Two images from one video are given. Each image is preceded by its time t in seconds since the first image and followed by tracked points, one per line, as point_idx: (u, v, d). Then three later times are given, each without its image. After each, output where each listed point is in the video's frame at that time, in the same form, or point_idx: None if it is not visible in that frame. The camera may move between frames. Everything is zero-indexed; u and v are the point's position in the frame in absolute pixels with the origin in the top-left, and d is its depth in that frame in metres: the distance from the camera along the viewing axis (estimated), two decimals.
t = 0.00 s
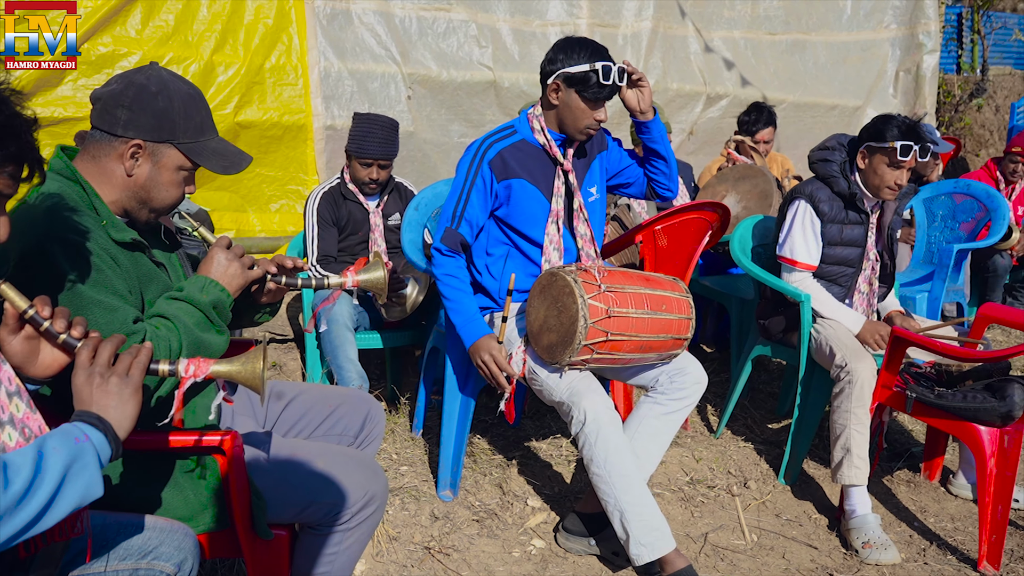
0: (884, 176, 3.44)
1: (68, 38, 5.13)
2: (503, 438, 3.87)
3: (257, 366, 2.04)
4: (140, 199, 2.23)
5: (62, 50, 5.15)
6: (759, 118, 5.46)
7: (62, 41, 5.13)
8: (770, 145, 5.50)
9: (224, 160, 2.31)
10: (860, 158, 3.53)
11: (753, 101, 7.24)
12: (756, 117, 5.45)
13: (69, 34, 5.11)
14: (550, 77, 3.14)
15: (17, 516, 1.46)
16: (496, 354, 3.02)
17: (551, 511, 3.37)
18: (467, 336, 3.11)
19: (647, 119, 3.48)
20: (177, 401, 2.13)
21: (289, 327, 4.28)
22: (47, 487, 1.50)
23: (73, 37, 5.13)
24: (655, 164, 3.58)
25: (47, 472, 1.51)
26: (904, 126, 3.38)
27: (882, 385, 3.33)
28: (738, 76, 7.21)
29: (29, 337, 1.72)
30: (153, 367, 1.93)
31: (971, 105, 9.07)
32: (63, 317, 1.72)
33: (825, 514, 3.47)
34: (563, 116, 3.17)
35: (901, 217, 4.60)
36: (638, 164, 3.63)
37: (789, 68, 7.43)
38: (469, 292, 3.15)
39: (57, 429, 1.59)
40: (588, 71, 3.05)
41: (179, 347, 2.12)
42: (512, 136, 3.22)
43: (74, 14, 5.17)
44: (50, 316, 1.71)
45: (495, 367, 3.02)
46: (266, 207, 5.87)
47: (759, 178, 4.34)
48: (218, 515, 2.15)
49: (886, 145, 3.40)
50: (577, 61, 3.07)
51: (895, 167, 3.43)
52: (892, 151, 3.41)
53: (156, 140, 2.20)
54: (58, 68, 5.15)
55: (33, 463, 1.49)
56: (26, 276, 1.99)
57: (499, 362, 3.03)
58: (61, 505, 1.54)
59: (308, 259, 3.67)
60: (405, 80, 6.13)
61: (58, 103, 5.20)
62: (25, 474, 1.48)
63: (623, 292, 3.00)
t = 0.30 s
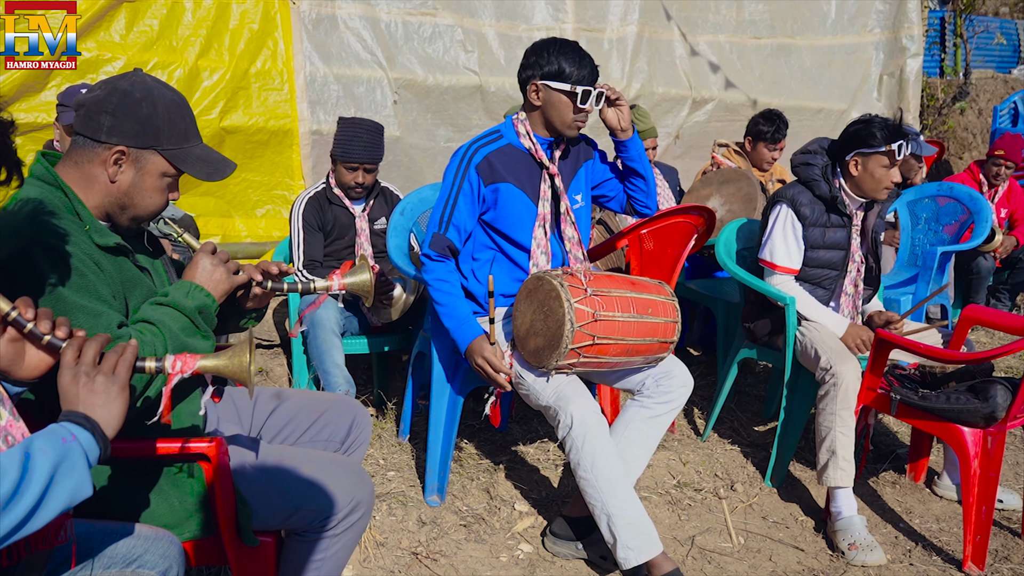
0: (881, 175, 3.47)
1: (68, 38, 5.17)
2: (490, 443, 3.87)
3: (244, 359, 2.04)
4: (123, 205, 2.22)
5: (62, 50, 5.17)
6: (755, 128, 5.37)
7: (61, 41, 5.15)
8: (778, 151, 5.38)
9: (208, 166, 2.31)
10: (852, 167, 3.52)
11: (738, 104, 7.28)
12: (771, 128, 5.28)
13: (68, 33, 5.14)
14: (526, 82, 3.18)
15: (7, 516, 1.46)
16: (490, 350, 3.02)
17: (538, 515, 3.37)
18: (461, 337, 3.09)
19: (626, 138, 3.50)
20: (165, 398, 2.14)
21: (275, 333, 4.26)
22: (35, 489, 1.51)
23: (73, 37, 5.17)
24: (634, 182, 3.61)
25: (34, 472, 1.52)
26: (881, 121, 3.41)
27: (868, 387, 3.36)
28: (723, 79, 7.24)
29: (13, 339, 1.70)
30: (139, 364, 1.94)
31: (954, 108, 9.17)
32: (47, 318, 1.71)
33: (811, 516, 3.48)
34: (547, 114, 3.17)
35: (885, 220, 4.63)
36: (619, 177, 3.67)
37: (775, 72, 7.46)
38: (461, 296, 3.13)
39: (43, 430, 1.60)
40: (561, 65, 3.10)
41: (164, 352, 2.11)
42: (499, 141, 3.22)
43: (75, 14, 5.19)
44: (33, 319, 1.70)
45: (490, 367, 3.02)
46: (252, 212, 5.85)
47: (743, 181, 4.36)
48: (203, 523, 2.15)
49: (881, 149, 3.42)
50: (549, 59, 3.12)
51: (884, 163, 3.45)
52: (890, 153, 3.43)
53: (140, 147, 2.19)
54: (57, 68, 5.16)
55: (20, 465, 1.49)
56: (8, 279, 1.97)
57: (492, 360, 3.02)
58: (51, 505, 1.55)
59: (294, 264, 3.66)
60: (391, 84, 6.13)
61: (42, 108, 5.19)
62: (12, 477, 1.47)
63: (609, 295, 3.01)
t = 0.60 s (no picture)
0: (873, 180, 3.50)
1: (68, 38, 5.18)
2: (479, 448, 3.87)
3: (232, 362, 2.05)
4: (110, 211, 2.22)
5: (62, 51, 5.19)
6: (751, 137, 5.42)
7: (61, 41, 5.17)
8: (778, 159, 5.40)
9: (195, 173, 2.30)
10: (846, 175, 3.54)
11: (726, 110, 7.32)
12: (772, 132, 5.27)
13: (69, 33, 5.16)
14: (519, 91, 3.16)
15: None
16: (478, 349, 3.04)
17: (528, 521, 3.37)
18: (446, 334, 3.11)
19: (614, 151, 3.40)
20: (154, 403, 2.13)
21: (264, 339, 4.25)
22: (21, 496, 1.51)
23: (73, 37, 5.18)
24: (617, 198, 3.53)
25: (21, 478, 1.52)
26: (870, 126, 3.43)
27: (855, 391, 3.37)
28: (712, 84, 7.28)
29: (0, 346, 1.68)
30: (129, 370, 1.95)
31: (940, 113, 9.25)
32: (35, 324, 1.70)
33: (800, 520, 3.49)
34: (543, 122, 3.16)
35: (872, 225, 4.66)
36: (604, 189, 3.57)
37: (763, 78, 7.49)
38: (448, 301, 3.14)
39: (30, 436, 1.60)
40: (555, 72, 3.10)
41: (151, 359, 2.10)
42: (488, 148, 3.23)
43: (76, 15, 5.19)
44: (21, 324, 1.68)
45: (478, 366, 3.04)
46: (240, 218, 5.85)
47: (731, 186, 4.38)
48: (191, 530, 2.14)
49: (873, 156, 3.45)
50: (543, 67, 3.12)
51: (875, 168, 3.49)
52: (882, 159, 3.48)
53: (127, 153, 2.18)
54: (58, 68, 5.21)
55: (6, 471, 1.50)
56: None
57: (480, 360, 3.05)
58: (38, 512, 1.55)
59: (282, 270, 3.65)
60: (380, 90, 6.14)
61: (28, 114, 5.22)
62: None
63: (597, 301, 3.02)
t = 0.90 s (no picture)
0: (860, 184, 3.52)
1: (68, 38, 5.21)
2: (468, 454, 3.86)
3: (221, 372, 2.03)
4: (96, 218, 2.20)
5: (62, 51, 5.22)
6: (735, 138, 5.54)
7: (61, 41, 5.20)
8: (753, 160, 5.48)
9: (182, 180, 2.29)
10: (833, 180, 3.55)
11: (714, 115, 7.35)
12: (745, 131, 5.40)
13: (68, 33, 5.19)
14: (520, 107, 3.15)
15: None
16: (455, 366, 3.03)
17: (517, 527, 3.37)
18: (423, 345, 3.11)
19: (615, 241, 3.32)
20: (140, 411, 2.12)
21: (251, 345, 4.23)
22: (6, 507, 1.51)
23: (73, 37, 5.21)
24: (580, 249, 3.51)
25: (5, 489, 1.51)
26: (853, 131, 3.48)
27: (842, 395, 3.39)
28: (700, 89, 7.31)
29: None
30: (116, 379, 1.94)
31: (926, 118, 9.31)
32: (21, 333, 1.69)
33: (789, 524, 3.50)
34: (544, 134, 3.19)
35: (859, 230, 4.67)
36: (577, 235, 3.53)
37: (750, 83, 7.52)
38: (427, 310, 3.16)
39: (15, 447, 1.59)
40: (556, 84, 3.11)
41: (137, 367, 2.10)
42: (479, 155, 3.21)
43: (75, 14, 5.23)
44: (8, 334, 1.70)
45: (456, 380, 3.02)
46: (228, 225, 5.83)
47: (719, 192, 4.40)
48: (178, 538, 2.12)
49: (860, 160, 3.48)
50: (540, 81, 3.11)
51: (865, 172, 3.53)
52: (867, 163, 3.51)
53: (113, 160, 2.17)
54: (56, 67, 5.22)
55: None
56: None
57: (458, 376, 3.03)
58: (22, 524, 1.55)
59: (270, 276, 3.65)
60: (368, 96, 6.14)
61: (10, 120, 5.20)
62: None
63: (585, 305, 3.02)
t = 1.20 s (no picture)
0: (845, 184, 3.53)
1: (68, 38, 5.26)
2: (456, 457, 3.86)
3: (207, 375, 2.04)
4: (81, 223, 2.19)
5: (62, 50, 5.26)
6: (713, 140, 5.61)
7: (61, 41, 5.25)
8: (728, 160, 5.57)
9: (167, 184, 2.28)
10: (818, 180, 3.56)
11: (701, 118, 7.37)
12: (718, 131, 5.49)
13: (68, 33, 5.24)
14: (509, 109, 3.14)
15: None
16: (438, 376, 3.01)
17: (505, 529, 3.37)
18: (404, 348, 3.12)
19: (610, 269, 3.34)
20: (127, 415, 2.11)
21: (238, 349, 4.22)
22: None
23: (73, 37, 5.26)
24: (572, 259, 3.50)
25: None
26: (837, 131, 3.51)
27: (829, 397, 3.39)
28: (687, 92, 7.33)
29: None
30: (100, 385, 1.94)
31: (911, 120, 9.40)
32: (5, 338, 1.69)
33: (776, 524, 3.52)
34: (533, 137, 3.18)
35: (844, 231, 4.73)
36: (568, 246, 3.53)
37: (736, 86, 7.55)
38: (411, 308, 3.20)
39: None
40: (545, 87, 3.11)
41: (122, 372, 2.09)
42: (466, 152, 3.23)
43: (75, 14, 5.28)
44: None
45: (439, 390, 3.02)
46: (214, 228, 5.81)
47: (706, 194, 4.42)
48: (164, 543, 2.11)
49: (845, 160, 3.49)
50: (530, 83, 3.11)
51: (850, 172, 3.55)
52: (852, 162, 3.52)
53: (97, 164, 2.16)
54: (57, 68, 5.26)
55: None
56: None
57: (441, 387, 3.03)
58: (6, 530, 1.55)
59: (257, 280, 3.64)
60: (355, 99, 6.14)
61: None
62: None
63: (574, 308, 3.03)
